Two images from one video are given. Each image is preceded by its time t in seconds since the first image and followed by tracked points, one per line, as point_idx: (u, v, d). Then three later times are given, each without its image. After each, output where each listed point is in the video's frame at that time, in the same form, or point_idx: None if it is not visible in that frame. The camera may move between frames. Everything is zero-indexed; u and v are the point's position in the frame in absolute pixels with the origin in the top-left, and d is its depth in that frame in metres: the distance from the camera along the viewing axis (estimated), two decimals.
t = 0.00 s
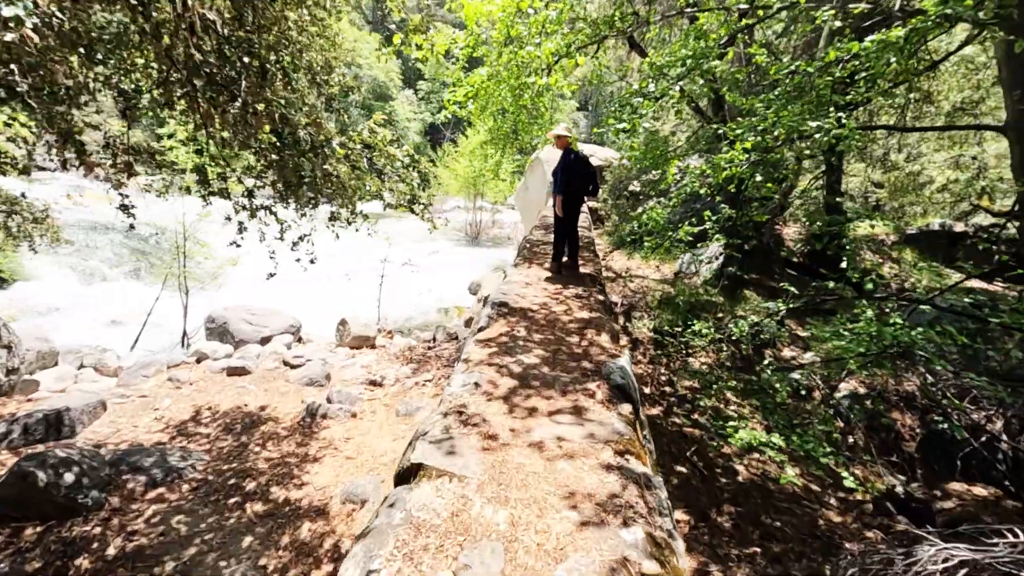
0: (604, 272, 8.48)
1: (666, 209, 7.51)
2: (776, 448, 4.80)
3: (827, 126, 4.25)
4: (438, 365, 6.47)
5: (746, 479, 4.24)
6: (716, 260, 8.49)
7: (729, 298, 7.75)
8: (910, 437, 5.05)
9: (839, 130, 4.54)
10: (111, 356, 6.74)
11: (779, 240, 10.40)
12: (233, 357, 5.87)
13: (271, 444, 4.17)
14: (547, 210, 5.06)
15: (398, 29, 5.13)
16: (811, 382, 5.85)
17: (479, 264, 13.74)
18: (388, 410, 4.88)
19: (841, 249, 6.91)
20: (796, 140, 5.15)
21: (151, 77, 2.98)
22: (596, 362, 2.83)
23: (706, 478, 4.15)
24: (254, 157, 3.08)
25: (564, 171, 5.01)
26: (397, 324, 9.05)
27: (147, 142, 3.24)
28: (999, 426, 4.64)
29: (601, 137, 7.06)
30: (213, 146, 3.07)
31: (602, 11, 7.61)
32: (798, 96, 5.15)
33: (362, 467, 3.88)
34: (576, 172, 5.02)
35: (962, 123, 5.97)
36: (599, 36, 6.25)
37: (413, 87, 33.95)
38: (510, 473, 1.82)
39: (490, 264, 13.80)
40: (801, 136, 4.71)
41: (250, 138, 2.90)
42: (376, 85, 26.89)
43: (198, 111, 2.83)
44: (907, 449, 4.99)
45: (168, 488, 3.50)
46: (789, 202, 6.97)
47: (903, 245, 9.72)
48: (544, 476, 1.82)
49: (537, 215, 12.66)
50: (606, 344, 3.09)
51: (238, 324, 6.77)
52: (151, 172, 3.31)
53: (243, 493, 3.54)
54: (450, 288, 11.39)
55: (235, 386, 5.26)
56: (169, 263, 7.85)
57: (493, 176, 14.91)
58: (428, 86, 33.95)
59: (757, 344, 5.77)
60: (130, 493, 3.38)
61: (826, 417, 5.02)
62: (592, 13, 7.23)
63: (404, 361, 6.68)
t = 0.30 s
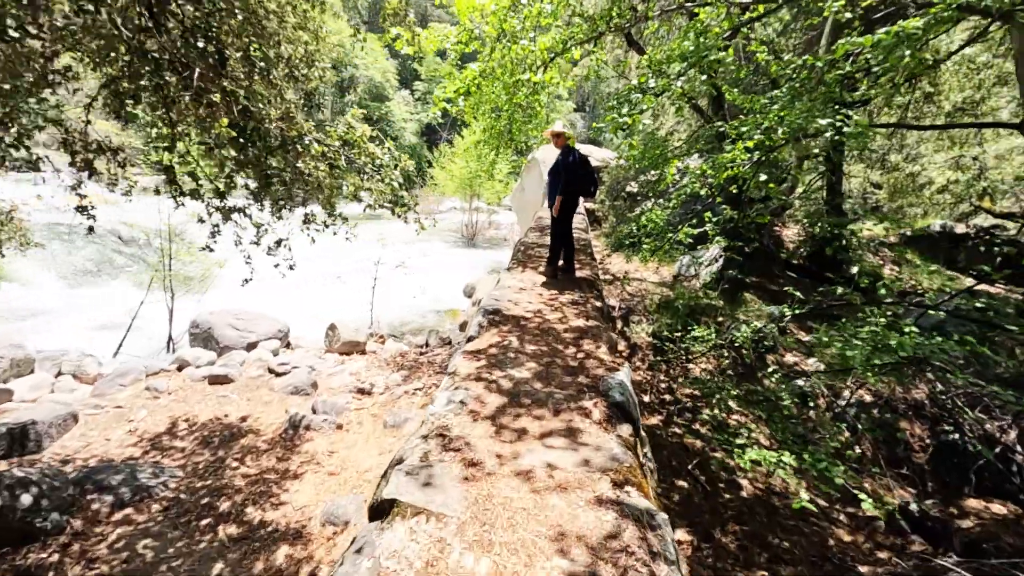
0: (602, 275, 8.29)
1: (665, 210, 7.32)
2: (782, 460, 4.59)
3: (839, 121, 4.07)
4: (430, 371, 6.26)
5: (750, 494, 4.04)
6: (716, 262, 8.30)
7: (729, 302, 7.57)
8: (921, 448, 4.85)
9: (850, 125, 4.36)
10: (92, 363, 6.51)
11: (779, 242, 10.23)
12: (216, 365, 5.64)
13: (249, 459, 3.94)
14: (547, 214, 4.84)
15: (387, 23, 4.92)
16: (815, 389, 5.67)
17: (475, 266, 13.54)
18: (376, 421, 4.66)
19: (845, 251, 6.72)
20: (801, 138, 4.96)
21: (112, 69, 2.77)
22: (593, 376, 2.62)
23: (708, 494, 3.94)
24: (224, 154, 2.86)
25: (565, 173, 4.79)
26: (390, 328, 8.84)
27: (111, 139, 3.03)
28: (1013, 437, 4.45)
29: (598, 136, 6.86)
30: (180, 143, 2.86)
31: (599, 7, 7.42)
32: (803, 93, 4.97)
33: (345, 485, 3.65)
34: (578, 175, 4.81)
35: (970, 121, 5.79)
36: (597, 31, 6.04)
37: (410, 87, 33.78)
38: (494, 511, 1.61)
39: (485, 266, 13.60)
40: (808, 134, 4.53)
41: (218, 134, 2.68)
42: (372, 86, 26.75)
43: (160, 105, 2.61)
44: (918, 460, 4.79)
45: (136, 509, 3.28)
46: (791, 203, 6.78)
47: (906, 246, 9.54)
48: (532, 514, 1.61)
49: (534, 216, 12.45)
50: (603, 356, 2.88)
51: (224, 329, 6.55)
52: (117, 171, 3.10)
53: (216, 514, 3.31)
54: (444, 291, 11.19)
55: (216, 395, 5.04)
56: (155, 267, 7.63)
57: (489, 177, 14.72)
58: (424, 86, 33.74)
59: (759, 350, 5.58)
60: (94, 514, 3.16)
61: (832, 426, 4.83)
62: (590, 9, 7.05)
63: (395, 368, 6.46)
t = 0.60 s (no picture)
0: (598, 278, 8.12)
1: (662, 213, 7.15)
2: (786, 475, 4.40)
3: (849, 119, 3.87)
4: (421, 380, 6.05)
5: (753, 513, 3.85)
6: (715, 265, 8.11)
7: (728, 306, 7.42)
8: (929, 461, 4.68)
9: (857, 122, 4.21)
10: (72, 371, 6.28)
11: (777, 243, 10.08)
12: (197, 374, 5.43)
13: (225, 478, 3.73)
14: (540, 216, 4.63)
15: (372, 17, 4.70)
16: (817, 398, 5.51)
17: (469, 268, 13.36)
18: (362, 435, 4.46)
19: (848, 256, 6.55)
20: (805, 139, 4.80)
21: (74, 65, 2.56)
22: (587, 398, 2.43)
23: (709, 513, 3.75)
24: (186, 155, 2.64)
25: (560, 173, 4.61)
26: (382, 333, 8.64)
27: (70, 139, 2.82)
28: None
29: (594, 137, 6.68)
30: (142, 143, 2.66)
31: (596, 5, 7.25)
32: (807, 92, 4.80)
33: (326, 506, 3.46)
34: (574, 176, 4.63)
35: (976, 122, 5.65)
36: (593, 29, 5.84)
37: (405, 87, 33.56)
38: (473, 565, 1.41)
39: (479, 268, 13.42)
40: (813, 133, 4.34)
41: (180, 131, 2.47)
42: (368, 86, 26.55)
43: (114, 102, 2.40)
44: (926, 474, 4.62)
45: (100, 535, 3.07)
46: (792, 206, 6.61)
47: (907, 249, 9.37)
48: (517, 568, 1.42)
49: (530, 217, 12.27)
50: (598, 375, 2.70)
51: (207, 337, 6.34)
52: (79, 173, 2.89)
53: (187, 540, 3.11)
54: (438, 294, 11.01)
55: (195, 407, 4.82)
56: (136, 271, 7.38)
57: (483, 178, 14.54)
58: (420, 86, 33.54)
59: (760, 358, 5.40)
60: (54, 542, 2.95)
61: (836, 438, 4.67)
62: (586, 7, 6.88)
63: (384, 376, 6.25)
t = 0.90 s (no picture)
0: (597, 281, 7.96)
1: (663, 214, 6.98)
2: (793, 488, 4.23)
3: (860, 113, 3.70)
4: (415, 387, 5.86)
5: (761, 531, 3.67)
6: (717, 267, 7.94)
7: (729, 310, 7.27)
8: (943, 473, 4.50)
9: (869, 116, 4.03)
10: (54, 378, 6.06)
11: (778, 246, 9.94)
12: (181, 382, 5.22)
13: (205, 494, 3.54)
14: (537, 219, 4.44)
15: (365, 13, 4.56)
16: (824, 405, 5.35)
17: (465, 270, 13.19)
18: (352, 446, 4.26)
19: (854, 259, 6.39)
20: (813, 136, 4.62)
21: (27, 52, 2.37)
22: (588, 416, 2.26)
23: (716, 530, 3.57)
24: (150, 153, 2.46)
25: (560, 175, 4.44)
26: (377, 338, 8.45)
27: (31, 134, 2.62)
28: None
29: (593, 137, 6.51)
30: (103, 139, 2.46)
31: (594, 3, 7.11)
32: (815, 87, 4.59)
33: (310, 526, 3.26)
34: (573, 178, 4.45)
35: (985, 121, 5.50)
36: (591, 26, 5.71)
37: (403, 89, 33.47)
38: None
39: (476, 271, 13.25)
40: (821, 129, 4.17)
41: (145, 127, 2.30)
42: (365, 88, 26.46)
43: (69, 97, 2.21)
44: (941, 487, 4.44)
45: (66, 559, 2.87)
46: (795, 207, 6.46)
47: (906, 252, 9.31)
48: None
49: (528, 219, 12.10)
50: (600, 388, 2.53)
51: (195, 342, 6.13)
52: (42, 172, 2.70)
53: (159, 564, 2.91)
54: (434, 297, 10.83)
55: (178, 417, 4.63)
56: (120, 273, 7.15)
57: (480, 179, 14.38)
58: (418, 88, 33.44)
59: (765, 364, 5.24)
60: (15, 567, 2.75)
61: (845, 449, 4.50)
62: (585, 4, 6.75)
63: (377, 383, 6.07)
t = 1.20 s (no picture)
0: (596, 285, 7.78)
1: (665, 218, 6.80)
2: (803, 506, 4.08)
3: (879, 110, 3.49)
4: (410, 396, 5.69)
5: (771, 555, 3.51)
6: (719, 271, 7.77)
7: (733, 315, 7.10)
8: (958, 489, 4.35)
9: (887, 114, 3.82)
10: (37, 386, 5.86)
11: (781, 248, 9.77)
12: (166, 392, 5.03)
13: (184, 515, 3.34)
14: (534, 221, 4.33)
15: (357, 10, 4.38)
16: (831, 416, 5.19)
17: (463, 273, 13.01)
18: (342, 461, 4.07)
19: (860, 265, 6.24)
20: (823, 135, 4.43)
21: None
22: (590, 445, 2.16)
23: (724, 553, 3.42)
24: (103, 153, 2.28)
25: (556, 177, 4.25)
26: (372, 344, 8.27)
27: None
28: None
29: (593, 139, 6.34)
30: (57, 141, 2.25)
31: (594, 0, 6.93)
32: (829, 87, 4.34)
33: (295, 551, 3.08)
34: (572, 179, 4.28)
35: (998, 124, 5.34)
36: (592, 24, 5.52)
37: (402, 89, 33.26)
38: None
39: (474, 274, 13.08)
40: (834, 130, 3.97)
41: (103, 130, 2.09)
42: (363, 88, 26.24)
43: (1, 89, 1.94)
44: (956, 504, 4.29)
45: None
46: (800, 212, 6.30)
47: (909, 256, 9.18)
48: None
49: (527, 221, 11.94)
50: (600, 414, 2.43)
51: (182, 348, 5.97)
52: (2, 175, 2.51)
53: None
54: (432, 301, 10.67)
55: (161, 429, 4.44)
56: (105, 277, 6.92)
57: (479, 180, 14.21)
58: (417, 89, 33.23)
59: (771, 375, 5.08)
60: None
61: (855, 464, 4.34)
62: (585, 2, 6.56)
63: (371, 392, 5.91)
